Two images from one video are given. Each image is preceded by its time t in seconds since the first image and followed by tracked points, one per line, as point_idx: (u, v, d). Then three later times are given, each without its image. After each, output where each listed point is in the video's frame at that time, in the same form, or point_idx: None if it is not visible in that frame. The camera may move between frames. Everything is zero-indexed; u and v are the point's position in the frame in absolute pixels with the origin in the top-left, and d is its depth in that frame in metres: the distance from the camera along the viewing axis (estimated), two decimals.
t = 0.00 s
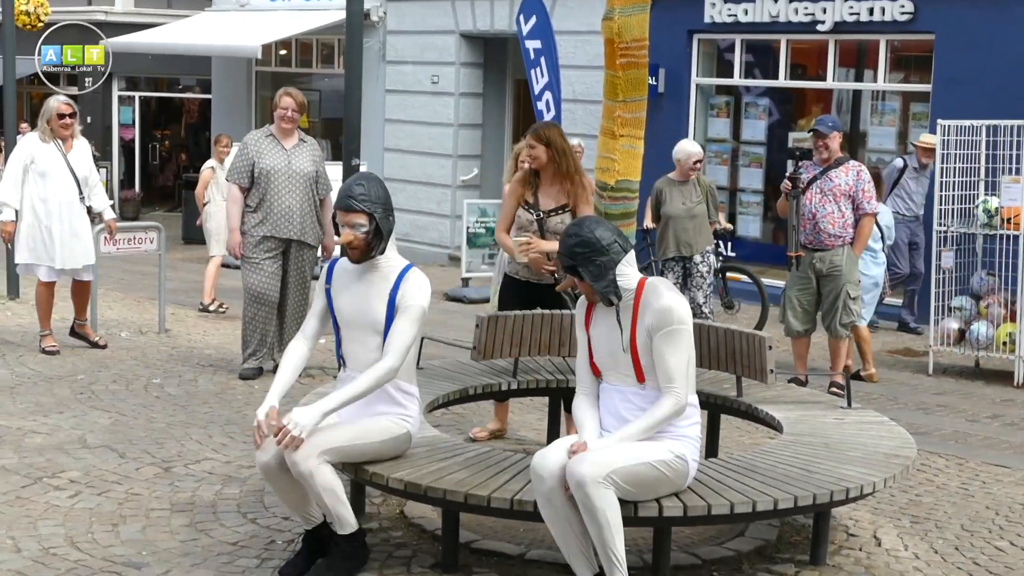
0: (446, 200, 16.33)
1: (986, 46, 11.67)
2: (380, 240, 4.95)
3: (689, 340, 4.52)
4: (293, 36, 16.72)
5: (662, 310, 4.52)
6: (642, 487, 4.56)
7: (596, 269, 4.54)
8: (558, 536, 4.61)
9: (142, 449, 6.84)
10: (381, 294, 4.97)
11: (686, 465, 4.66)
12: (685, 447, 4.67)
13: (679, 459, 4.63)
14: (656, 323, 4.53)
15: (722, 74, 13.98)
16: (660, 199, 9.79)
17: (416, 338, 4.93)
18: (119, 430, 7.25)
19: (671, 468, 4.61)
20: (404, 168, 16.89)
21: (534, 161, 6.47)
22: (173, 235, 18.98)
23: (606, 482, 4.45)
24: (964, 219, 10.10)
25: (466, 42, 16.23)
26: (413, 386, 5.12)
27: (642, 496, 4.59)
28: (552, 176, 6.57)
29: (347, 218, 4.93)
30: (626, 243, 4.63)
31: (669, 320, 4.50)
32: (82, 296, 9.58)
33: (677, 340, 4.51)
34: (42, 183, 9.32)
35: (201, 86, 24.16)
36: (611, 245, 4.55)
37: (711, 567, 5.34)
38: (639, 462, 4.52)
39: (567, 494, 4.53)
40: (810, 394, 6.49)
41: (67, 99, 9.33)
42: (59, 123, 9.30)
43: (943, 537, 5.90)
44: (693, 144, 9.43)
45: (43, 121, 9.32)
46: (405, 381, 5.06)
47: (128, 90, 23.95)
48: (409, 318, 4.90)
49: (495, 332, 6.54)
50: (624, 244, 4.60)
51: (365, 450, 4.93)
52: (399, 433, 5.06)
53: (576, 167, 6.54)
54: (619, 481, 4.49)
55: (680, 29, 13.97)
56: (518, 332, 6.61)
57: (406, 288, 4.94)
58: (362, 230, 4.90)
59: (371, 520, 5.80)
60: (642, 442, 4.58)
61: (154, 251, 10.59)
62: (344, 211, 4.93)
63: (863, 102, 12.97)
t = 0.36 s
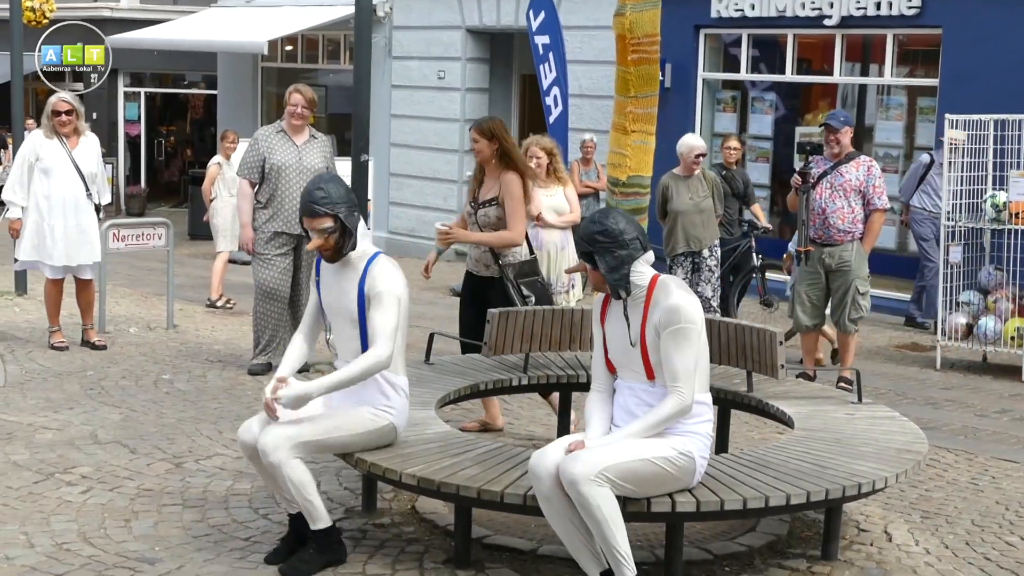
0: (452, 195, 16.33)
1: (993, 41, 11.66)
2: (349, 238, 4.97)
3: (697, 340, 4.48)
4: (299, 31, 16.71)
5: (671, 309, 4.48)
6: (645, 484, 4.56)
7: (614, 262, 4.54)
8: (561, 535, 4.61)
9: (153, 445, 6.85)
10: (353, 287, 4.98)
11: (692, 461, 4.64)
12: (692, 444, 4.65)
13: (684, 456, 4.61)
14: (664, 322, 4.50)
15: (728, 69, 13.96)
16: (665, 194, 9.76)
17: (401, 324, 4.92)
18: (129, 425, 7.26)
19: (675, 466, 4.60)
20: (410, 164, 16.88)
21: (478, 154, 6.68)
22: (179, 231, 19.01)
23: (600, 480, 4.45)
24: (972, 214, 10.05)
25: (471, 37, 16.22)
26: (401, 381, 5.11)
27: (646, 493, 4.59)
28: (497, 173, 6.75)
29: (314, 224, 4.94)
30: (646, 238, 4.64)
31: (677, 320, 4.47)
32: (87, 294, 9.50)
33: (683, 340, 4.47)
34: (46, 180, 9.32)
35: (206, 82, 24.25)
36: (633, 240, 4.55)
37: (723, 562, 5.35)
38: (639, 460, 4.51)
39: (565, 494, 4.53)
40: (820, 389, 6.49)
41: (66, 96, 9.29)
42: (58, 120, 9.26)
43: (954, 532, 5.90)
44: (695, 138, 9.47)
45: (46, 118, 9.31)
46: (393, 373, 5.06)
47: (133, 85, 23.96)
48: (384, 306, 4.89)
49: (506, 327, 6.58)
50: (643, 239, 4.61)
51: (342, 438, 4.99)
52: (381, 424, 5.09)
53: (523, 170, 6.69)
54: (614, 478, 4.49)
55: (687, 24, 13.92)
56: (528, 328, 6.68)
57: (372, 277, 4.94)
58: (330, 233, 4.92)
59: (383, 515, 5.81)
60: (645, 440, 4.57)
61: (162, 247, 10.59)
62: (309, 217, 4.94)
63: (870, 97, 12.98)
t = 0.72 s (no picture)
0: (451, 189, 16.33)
1: (993, 36, 11.67)
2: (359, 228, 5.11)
3: (709, 332, 4.53)
4: (298, 26, 16.69)
5: (685, 301, 4.53)
6: (659, 480, 4.58)
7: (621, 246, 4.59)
8: (574, 530, 4.62)
9: (157, 440, 6.86)
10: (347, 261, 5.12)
11: (704, 457, 4.66)
12: (704, 439, 4.67)
13: (697, 451, 4.63)
14: (677, 315, 4.55)
15: (728, 63, 13.97)
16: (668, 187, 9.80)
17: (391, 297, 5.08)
18: (133, 421, 7.26)
19: (688, 460, 4.62)
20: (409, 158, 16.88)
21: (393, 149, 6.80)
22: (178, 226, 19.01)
23: (618, 474, 4.46)
24: (973, 208, 10.05)
25: (471, 32, 16.21)
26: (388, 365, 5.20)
27: (658, 488, 4.61)
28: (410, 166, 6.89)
29: (323, 213, 5.03)
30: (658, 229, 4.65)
31: (691, 312, 4.52)
32: (89, 290, 9.50)
33: (696, 332, 4.52)
34: (54, 175, 9.32)
35: (205, 76, 23.95)
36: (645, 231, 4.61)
37: (728, 556, 5.37)
38: (655, 455, 4.53)
39: (581, 487, 4.54)
40: (824, 384, 6.51)
41: (72, 93, 9.32)
42: (63, 116, 9.28)
43: (958, 526, 5.92)
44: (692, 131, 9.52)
45: (52, 114, 9.32)
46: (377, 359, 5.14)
47: (131, 80, 23.94)
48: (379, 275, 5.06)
49: (510, 322, 6.60)
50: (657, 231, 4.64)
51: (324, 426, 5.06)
52: (365, 412, 5.13)
53: (434, 161, 6.86)
54: (632, 472, 4.50)
55: (687, 18, 13.95)
56: (532, 322, 6.69)
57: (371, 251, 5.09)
58: (344, 222, 5.03)
59: (388, 510, 5.82)
60: (659, 434, 4.59)
61: (163, 242, 10.59)
62: (317, 210, 5.04)
63: (868, 91, 12.97)
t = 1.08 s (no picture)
0: (448, 184, 16.31)
1: (989, 30, 11.69)
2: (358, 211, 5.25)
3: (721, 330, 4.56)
4: (294, 21, 16.68)
5: (700, 297, 4.55)
6: (670, 475, 4.60)
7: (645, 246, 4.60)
8: (585, 525, 4.62)
9: (158, 436, 6.85)
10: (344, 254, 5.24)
11: (712, 453, 4.69)
12: (712, 434, 4.70)
13: (706, 447, 4.65)
14: (693, 311, 4.56)
15: (725, 58, 13.96)
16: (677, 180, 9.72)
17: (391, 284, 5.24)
18: (133, 417, 7.26)
19: (698, 456, 4.64)
20: (406, 154, 16.87)
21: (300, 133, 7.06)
22: (174, 223, 19.00)
23: (633, 468, 4.47)
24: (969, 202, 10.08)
25: (467, 27, 16.20)
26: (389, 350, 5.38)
27: (668, 483, 4.62)
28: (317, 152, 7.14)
29: (330, 196, 5.13)
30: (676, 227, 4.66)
31: (705, 309, 4.53)
32: (89, 286, 9.50)
33: (710, 328, 4.54)
34: (58, 171, 9.32)
35: (199, 72, 24.07)
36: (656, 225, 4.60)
37: (731, 550, 5.38)
38: (669, 450, 4.54)
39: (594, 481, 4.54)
40: (825, 378, 6.52)
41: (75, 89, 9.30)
42: (66, 113, 9.28)
43: (959, 520, 5.93)
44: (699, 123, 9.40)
45: (56, 110, 9.31)
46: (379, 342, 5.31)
47: (126, 76, 23.90)
48: (377, 267, 5.20)
49: (512, 317, 6.59)
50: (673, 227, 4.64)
51: (331, 406, 5.19)
52: (371, 392, 5.30)
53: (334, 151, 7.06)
54: (646, 467, 4.51)
55: (684, 12, 13.98)
56: (532, 317, 6.69)
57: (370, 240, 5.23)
58: (349, 203, 5.17)
59: (390, 506, 5.82)
60: (671, 429, 4.61)
61: (162, 238, 10.58)
62: (323, 194, 5.13)
63: (864, 86, 12.98)
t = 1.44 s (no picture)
0: (446, 181, 16.31)
1: (987, 24, 11.70)
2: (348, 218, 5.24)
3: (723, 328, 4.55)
4: (291, 18, 16.67)
5: (702, 295, 4.53)
6: (665, 471, 4.60)
7: (649, 246, 4.54)
8: (580, 519, 4.63)
9: (159, 434, 6.85)
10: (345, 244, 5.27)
11: (710, 449, 4.68)
12: (710, 431, 4.69)
13: (703, 443, 4.65)
14: (695, 308, 4.55)
15: (722, 53, 13.96)
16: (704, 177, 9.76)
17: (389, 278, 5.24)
18: (134, 415, 7.26)
19: (694, 452, 4.63)
20: (404, 151, 16.85)
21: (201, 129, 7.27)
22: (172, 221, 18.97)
23: (623, 462, 4.48)
24: (967, 197, 10.09)
25: (465, 24, 16.18)
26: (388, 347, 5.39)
27: (664, 478, 4.63)
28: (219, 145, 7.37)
29: (316, 206, 5.16)
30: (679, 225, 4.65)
31: (707, 307, 4.52)
32: (90, 284, 9.50)
33: (713, 326, 4.53)
34: (58, 168, 9.34)
35: (196, 69, 23.74)
36: (667, 224, 4.57)
37: (733, 546, 5.39)
38: (661, 446, 4.54)
39: (585, 475, 4.56)
40: (825, 373, 6.53)
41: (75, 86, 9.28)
42: (68, 110, 9.25)
43: (960, 514, 5.94)
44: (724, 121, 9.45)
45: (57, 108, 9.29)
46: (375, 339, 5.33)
47: (123, 73, 23.87)
48: (374, 259, 5.19)
49: (513, 313, 6.59)
50: (677, 225, 4.63)
51: (328, 406, 5.19)
52: (365, 395, 5.29)
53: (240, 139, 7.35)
54: (637, 461, 4.51)
55: (681, 8, 13.94)
56: (534, 314, 6.69)
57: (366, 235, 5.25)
58: (332, 216, 5.16)
59: (393, 502, 5.83)
60: (667, 424, 4.61)
61: (160, 235, 10.57)
62: (310, 203, 5.16)
63: (862, 80, 12.95)
